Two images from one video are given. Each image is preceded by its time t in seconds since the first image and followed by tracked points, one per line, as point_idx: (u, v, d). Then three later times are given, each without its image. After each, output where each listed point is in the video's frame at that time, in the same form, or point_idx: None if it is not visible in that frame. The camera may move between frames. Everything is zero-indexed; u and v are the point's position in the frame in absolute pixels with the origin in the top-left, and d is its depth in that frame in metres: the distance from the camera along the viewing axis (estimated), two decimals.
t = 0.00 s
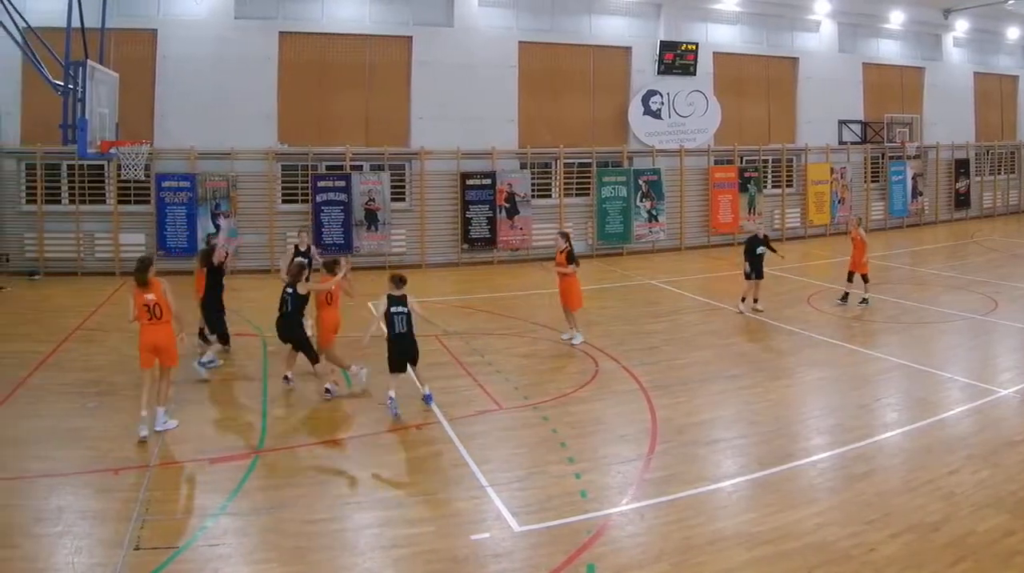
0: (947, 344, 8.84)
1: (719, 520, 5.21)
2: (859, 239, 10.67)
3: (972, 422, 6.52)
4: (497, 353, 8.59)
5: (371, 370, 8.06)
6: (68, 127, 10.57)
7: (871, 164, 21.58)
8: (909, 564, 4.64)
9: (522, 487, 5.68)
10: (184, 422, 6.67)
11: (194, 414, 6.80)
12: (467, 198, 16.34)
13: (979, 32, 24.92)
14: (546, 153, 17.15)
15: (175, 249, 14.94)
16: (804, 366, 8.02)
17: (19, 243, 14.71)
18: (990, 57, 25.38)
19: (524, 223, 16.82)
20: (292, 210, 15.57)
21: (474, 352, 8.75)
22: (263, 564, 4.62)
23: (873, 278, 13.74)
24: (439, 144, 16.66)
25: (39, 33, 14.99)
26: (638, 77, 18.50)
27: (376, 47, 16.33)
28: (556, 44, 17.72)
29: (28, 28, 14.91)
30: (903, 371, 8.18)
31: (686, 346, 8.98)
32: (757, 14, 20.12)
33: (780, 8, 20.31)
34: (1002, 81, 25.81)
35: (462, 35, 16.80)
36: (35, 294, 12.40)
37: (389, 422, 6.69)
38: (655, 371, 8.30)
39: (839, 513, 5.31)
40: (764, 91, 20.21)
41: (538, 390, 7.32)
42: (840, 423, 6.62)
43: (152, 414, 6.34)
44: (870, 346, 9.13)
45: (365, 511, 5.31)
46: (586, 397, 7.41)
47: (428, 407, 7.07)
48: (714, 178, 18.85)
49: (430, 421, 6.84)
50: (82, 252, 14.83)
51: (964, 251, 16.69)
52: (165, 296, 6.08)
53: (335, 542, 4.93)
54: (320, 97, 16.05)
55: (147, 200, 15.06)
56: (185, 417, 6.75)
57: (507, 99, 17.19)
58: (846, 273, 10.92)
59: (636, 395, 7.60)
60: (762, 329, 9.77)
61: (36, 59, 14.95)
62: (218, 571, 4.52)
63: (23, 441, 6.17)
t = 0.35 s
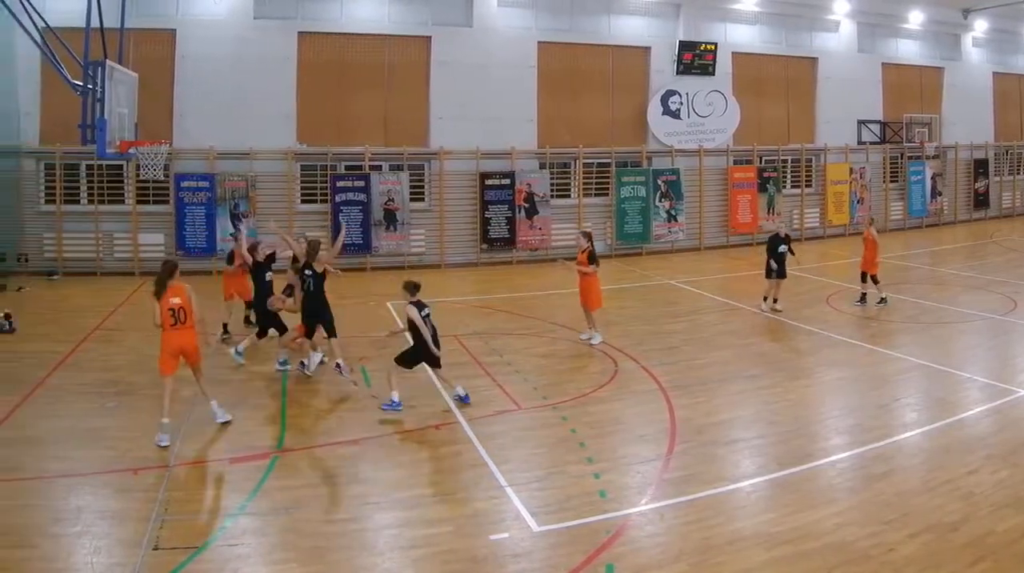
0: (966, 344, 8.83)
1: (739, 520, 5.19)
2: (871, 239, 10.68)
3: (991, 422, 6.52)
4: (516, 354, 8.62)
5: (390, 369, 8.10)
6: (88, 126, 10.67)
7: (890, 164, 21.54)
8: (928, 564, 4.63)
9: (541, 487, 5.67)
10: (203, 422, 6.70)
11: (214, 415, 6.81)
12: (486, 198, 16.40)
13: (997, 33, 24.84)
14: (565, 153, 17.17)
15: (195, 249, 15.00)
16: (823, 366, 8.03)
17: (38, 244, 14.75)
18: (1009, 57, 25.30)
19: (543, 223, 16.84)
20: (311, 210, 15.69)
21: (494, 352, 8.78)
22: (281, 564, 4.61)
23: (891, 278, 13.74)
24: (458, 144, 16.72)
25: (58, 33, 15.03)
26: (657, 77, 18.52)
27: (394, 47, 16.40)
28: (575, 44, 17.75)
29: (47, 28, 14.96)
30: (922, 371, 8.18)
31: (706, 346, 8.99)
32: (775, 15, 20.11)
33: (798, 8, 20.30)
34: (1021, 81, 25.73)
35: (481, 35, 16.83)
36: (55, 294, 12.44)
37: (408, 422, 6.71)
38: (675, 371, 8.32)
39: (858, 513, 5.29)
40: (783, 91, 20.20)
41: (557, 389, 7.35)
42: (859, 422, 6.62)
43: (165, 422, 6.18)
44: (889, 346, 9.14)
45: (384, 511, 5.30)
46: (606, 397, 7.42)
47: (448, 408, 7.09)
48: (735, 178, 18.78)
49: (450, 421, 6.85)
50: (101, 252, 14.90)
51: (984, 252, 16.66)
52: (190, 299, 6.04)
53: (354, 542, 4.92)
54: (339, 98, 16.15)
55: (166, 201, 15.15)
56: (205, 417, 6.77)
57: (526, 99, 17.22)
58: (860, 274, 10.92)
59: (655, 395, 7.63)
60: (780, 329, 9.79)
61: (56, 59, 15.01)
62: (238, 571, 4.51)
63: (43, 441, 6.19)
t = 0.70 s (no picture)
0: (986, 345, 8.81)
1: (759, 520, 5.19)
2: (885, 239, 10.69)
3: (1012, 423, 6.51)
4: (536, 354, 8.64)
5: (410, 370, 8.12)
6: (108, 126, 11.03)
7: (910, 164, 21.53)
8: (949, 564, 4.62)
9: (562, 486, 5.67)
10: (228, 420, 6.72)
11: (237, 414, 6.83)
12: (507, 198, 16.43)
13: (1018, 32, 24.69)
14: (585, 153, 17.17)
15: (214, 249, 15.02)
16: (843, 366, 8.04)
17: (58, 243, 14.78)
18: None
19: (563, 223, 16.91)
20: (331, 210, 15.66)
21: (514, 352, 8.80)
22: (302, 564, 4.61)
23: (911, 278, 13.76)
24: (478, 144, 16.72)
25: (78, 32, 15.04)
26: (677, 77, 18.50)
27: (414, 47, 16.41)
28: (595, 44, 17.73)
29: (67, 28, 14.96)
30: (942, 371, 8.19)
31: (726, 346, 9.01)
32: (796, 14, 20.07)
33: (819, 8, 20.26)
34: None
35: (501, 35, 16.83)
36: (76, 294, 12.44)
37: (428, 422, 6.72)
38: (695, 371, 8.33)
39: (878, 513, 5.29)
40: (804, 91, 20.17)
41: (577, 389, 7.36)
42: (878, 422, 6.62)
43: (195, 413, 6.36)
44: (908, 346, 9.14)
45: (404, 511, 5.30)
46: (626, 397, 7.43)
47: (468, 408, 7.10)
48: (754, 178, 18.83)
49: (470, 421, 6.86)
50: (121, 252, 14.93)
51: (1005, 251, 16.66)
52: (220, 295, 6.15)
53: (374, 543, 4.91)
54: (360, 97, 16.16)
55: (186, 200, 15.15)
56: (229, 417, 6.79)
57: (547, 99, 17.22)
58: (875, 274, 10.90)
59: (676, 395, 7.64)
60: (800, 329, 9.79)
61: (77, 58, 15.02)
62: (259, 571, 4.51)
63: (63, 441, 6.21)
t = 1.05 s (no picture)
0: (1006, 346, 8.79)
1: (778, 520, 5.18)
2: (901, 240, 10.65)
3: None
4: (555, 354, 8.66)
5: (428, 369, 8.13)
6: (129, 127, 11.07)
7: (929, 164, 21.51)
8: (969, 564, 4.61)
9: (580, 486, 5.66)
10: (241, 418, 6.79)
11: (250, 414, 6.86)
12: (525, 198, 16.46)
13: None
14: (605, 153, 17.17)
15: (234, 249, 15.11)
16: (862, 366, 8.04)
17: (78, 243, 14.83)
18: None
19: (582, 223, 16.89)
20: (351, 210, 15.61)
21: (533, 352, 8.80)
22: (321, 564, 4.60)
23: (930, 278, 13.78)
24: (497, 144, 16.72)
25: (97, 32, 15.07)
26: (697, 77, 18.50)
27: (432, 46, 16.42)
28: (614, 44, 17.74)
29: (86, 28, 15.00)
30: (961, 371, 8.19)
31: (745, 346, 9.02)
32: (814, 14, 20.08)
33: (837, 8, 20.26)
34: None
35: (521, 35, 16.86)
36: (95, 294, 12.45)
37: (447, 422, 6.74)
38: (714, 371, 8.34)
39: (897, 513, 5.27)
40: (823, 91, 20.18)
41: (596, 389, 7.36)
42: (897, 422, 6.62)
43: (203, 415, 6.38)
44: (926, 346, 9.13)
45: (423, 511, 5.29)
46: (645, 397, 7.44)
47: (487, 408, 7.10)
48: (774, 178, 18.77)
49: (488, 421, 6.87)
50: (141, 252, 14.95)
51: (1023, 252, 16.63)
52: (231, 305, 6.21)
53: (393, 542, 4.90)
54: (379, 97, 16.18)
55: (205, 201, 15.16)
56: (241, 416, 6.82)
57: (566, 100, 17.23)
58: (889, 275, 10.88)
59: (694, 395, 7.64)
60: (818, 328, 9.80)
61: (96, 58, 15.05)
62: (278, 571, 4.50)
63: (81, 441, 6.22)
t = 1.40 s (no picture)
0: None
1: (797, 520, 5.17)
2: (917, 241, 10.61)
3: None
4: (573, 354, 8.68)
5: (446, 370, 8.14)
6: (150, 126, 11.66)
7: (949, 164, 21.51)
8: (988, 565, 4.60)
9: (599, 487, 5.66)
10: (258, 418, 6.78)
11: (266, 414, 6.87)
12: (544, 198, 16.46)
13: None
14: (624, 153, 17.17)
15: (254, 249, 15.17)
16: (881, 367, 8.04)
17: (97, 243, 14.81)
18: None
19: (601, 223, 16.87)
20: (371, 210, 15.67)
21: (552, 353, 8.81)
22: (340, 564, 4.59)
23: (947, 278, 13.81)
24: (516, 144, 16.72)
25: (115, 32, 15.08)
26: (716, 77, 18.50)
27: (450, 46, 16.41)
28: (633, 44, 17.74)
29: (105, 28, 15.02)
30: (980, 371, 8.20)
31: (764, 346, 9.03)
32: (833, 14, 20.07)
33: (857, 7, 20.25)
34: None
35: (540, 35, 16.85)
36: (113, 294, 12.45)
37: (465, 423, 6.74)
38: (733, 371, 8.35)
39: (916, 513, 5.27)
40: (842, 90, 20.19)
41: (615, 389, 7.37)
42: (915, 422, 6.63)
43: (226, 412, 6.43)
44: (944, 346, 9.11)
45: (442, 511, 5.28)
46: (663, 397, 7.45)
47: (506, 408, 7.10)
48: (793, 178, 18.72)
49: (507, 422, 6.87)
50: (159, 252, 14.95)
51: None
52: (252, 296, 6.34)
53: (412, 543, 4.90)
54: (398, 97, 16.20)
55: (223, 201, 15.18)
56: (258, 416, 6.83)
57: (586, 100, 17.23)
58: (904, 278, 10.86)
59: (712, 395, 7.65)
60: (836, 328, 9.81)
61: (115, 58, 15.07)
62: (297, 571, 4.49)
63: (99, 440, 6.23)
